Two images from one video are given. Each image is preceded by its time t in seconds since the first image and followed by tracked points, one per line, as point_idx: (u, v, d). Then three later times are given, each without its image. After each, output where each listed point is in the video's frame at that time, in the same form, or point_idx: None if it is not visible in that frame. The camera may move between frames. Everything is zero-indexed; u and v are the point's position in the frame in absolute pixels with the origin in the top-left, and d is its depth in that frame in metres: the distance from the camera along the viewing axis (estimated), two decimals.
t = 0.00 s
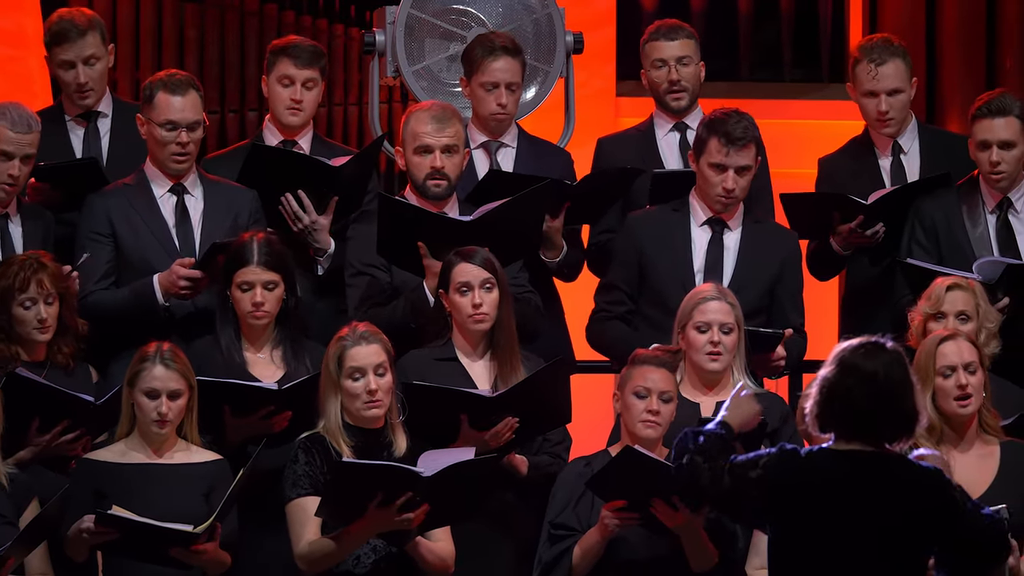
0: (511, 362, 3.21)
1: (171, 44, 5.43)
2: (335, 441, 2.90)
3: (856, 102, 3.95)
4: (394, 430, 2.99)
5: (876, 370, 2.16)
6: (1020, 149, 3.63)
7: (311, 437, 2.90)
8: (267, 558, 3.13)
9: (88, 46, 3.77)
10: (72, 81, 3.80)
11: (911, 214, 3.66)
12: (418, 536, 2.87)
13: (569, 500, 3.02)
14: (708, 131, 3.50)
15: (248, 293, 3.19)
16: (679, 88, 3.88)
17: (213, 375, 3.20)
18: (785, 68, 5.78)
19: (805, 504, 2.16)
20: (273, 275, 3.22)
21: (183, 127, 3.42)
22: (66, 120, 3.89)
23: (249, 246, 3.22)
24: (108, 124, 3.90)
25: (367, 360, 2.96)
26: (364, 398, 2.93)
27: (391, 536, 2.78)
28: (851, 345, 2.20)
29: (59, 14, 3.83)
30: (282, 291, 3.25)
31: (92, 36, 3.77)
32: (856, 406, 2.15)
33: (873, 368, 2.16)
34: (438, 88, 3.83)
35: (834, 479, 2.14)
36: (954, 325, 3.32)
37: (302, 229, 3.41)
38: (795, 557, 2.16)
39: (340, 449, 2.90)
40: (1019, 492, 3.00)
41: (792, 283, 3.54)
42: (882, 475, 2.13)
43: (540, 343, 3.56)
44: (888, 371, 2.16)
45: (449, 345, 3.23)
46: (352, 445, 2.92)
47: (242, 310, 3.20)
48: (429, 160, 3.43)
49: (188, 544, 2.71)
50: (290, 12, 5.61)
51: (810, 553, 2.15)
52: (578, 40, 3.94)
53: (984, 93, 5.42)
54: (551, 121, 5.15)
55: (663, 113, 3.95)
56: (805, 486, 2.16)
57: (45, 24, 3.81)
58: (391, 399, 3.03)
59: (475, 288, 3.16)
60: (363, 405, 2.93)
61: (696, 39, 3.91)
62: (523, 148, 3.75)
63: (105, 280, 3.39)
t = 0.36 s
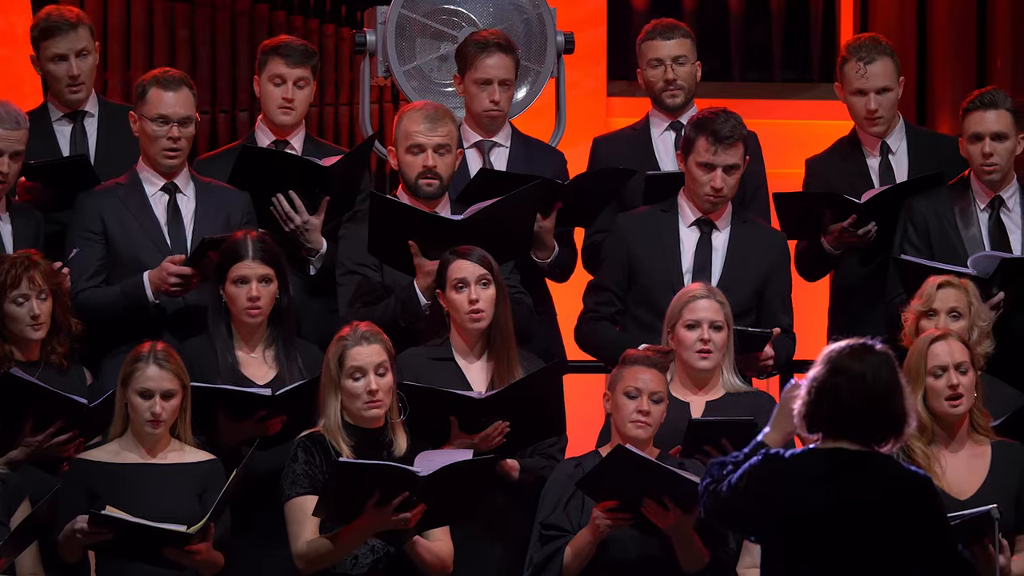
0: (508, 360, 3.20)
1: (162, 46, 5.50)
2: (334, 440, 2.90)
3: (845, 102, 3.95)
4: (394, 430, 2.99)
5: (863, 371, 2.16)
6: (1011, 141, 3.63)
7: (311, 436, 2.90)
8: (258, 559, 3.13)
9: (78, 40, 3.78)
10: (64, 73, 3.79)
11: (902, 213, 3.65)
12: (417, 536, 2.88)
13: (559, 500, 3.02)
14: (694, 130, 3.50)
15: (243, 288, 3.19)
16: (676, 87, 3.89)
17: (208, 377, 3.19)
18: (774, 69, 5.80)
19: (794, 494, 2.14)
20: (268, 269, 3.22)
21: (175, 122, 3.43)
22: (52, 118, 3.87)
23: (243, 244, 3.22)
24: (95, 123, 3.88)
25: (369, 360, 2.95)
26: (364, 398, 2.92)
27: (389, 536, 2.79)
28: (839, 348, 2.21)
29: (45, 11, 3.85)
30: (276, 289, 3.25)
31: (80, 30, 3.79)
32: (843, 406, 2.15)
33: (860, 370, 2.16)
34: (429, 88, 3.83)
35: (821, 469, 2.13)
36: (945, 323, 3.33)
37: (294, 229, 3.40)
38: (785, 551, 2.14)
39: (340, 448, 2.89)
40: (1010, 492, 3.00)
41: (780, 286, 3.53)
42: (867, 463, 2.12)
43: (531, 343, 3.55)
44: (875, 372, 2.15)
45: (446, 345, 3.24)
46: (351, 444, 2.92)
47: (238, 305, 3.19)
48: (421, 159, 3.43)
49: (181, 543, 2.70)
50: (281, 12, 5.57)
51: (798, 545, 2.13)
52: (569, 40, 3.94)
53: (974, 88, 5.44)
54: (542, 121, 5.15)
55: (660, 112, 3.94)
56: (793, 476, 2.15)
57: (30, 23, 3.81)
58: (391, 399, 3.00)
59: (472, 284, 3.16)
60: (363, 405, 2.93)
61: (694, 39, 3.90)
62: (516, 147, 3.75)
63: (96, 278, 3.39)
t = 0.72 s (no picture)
0: (502, 363, 3.22)
1: (151, 44, 5.49)
2: (334, 439, 2.90)
3: (836, 101, 3.97)
4: (396, 430, 2.98)
5: (852, 369, 2.17)
6: (995, 134, 3.65)
7: (311, 436, 2.90)
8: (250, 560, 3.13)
9: (67, 34, 3.78)
10: (54, 67, 3.78)
11: (891, 212, 3.67)
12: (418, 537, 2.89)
13: (550, 500, 3.03)
14: (684, 128, 3.51)
15: (237, 289, 3.21)
16: (669, 87, 3.89)
17: (201, 380, 3.19)
18: (765, 70, 5.79)
19: (784, 494, 2.14)
20: (262, 271, 3.23)
21: (166, 121, 3.43)
22: (38, 118, 3.86)
23: (239, 244, 3.23)
24: (79, 122, 3.86)
25: (370, 360, 2.95)
26: (364, 399, 2.92)
27: (390, 536, 2.81)
28: (828, 347, 2.23)
29: (34, 9, 3.85)
30: (269, 292, 3.26)
31: (70, 25, 3.79)
32: (833, 406, 2.16)
33: (849, 370, 2.17)
34: (419, 87, 3.82)
35: (810, 468, 2.14)
36: (939, 326, 3.33)
37: (284, 230, 3.40)
38: (776, 552, 2.14)
39: (340, 448, 2.90)
40: (1000, 491, 3.02)
41: (771, 286, 3.53)
42: (855, 462, 2.13)
43: (522, 344, 3.55)
44: (864, 372, 2.16)
45: (440, 347, 3.25)
46: (352, 444, 2.92)
47: (231, 307, 3.21)
48: (412, 156, 3.43)
49: (173, 543, 2.70)
50: (271, 12, 5.60)
51: (789, 546, 2.13)
52: (560, 40, 3.94)
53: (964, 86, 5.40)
54: (533, 121, 5.15)
55: (654, 112, 3.94)
56: (782, 475, 2.16)
57: (19, 20, 3.81)
58: (392, 401, 2.99)
59: (465, 286, 3.17)
60: (364, 405, 2.92)
61: (688, 39, 3.90)
62: (509, 148, 3.75)
63: (86, 275, 3.38)
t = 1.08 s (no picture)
0: (493, 361, 3.23)
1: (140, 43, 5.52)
2: (333, 437, 2.91)
3: (826, 100, 3.98)
4: (395, 428, 2.98)
5: (840, 368, 2.17)
6: (981, 131, 3.65)
7: (310, 434, 2.90)
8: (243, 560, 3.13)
9: (54, 30, 3.76)
10: (41, 63, 3.75)
11: (877, 213, 3.70)
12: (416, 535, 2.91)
13: (545, 498, 3.02)
14: (674, 123, 3.55)
15: (229, 289, 3.21)
16: (660, 86, 3.89)
17: (190, 374, 3.20)
18: (754, 69, 5.80)
19: (774, 494, 2.14)
20: (254, 274, 3.24)
21: (156, 120, 3.43)
22: (23, 117, 3.85)
23: (233, 245, 3.23)
24: (66, 121, 3.87)
25: (368, 359, 2.95)
26: (363, 398, 2.93)
27: (388, 536, 2.77)
28: (818, 346, 2.23)
29: (19, 7, 3.83)
30: (262, 293, 3.27)
31: (56, 22, 3.78)
32: (824, 405, 2.16)
33: (838, 369, 2.17)
34: (408, 87, 3.82)
35: (802, 467, 2.14)
36: (929, 325, 3.33)
37: (273, 229, 3.39)
38: (767, 552, 2.15)
39: (339, 446, 2.90)
40: (990, 492, 3.01)
41: (766, 278, 3.55)
42: (846, 463, 2.13)
43: (512, 344, 3.55)
44: (854, 371, 2.17)
45: (431, 347, 3.25)
46: (352, 442, 2.92)
47: (222, 307, 3.21)
48: (403, 153, 3.43)
49: (164, 542, 2.69)
50: (260, 12, 5.60)
51: (782, 546, 2.13)
52: (549, 40, 3.94)
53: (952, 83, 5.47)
54: (523, 120, 5.14)
55: (644, 111, 3.94)
56: (772, 474, 2.16)
57: (5, 17, 3.80)
58: (392, 399, 2.99)
59: (456, 287, 3.18)
60: (363, 404, 2.93)
61: (678, 38, 3.91)
62: (500, 147, 3.74)
63: (74, 275, 3.39)
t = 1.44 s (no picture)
0: (485, 361, 3.22)
1: (128, 41, 5.51)
2: (327, 435, 2.92)
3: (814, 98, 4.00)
4: (391, 427, 2.99)
5: (827, 366, 2.17)
6: (967, 128, 3.66)
7: (305, 431, 2.93)
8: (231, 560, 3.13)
9: (37, 28, 3.75)
10: (24, 60, 3.74)
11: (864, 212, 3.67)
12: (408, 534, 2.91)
13: (539, 496, 3.03)
14: (670, 114, 3.55)
15: (218, 286, 3.20)
16: (648, 84, 3.89)
17: (179, 371, 3.20)
18: (741, 67, 5.80)
19: (763, 495, 2.14)
20: (244, 270, 3.24)
21: (141, 118, 3.43)
22: (6, 114, 3.83)
23: (223, 242, 3.22)
24: (49, 118, 3.85)
25: (362, 358, 2.96)
26: (357, 397, 2.94)
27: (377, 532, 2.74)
28: (804, 344, 2.22)
29: (2, 3, 3.82)
30: (251, 290, 3.27)
31: (40, 19, 3.76)
32: (812, 402, 2.16)
33: (826, 366, 2.17)
34: (395, 85, 3.82)
35: (791, 466, 2.14)
36: (914, 320, 3.34)
37: (261, 227, 3.39)
38: (762, 552, 2.14)
39: (333, 443, 2.91)
40: (977, 488, 3.01)
41: (766, 271, 3.55)
42: (835, 460, 2.13)
43: (501, 343, 3.54)
44: (841, 368, 2.16)
45: (423, 346, 3.25)
46: (345, 440, 2.94)
47: (212, 303, 3.20)
48: (392, 151, 3.43)
49: (153, 541, 2.69)
50: (248, 10, 5.61)
51: (775, 545, 2.13)
52: (536, 37, 3.93)
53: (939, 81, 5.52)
54: (510, 118, 5.13)
55: (632, 109, 3.94)
56: (761, 477, 2.15)
57: None
58: (387, 396, 3.00)
59: (447, 288, 3.17)
60: (357, 403, 2.94)
61: (667, 37, 3.91)
62: (489, 144, 3.74)
63: (62, 274, 3.39)
